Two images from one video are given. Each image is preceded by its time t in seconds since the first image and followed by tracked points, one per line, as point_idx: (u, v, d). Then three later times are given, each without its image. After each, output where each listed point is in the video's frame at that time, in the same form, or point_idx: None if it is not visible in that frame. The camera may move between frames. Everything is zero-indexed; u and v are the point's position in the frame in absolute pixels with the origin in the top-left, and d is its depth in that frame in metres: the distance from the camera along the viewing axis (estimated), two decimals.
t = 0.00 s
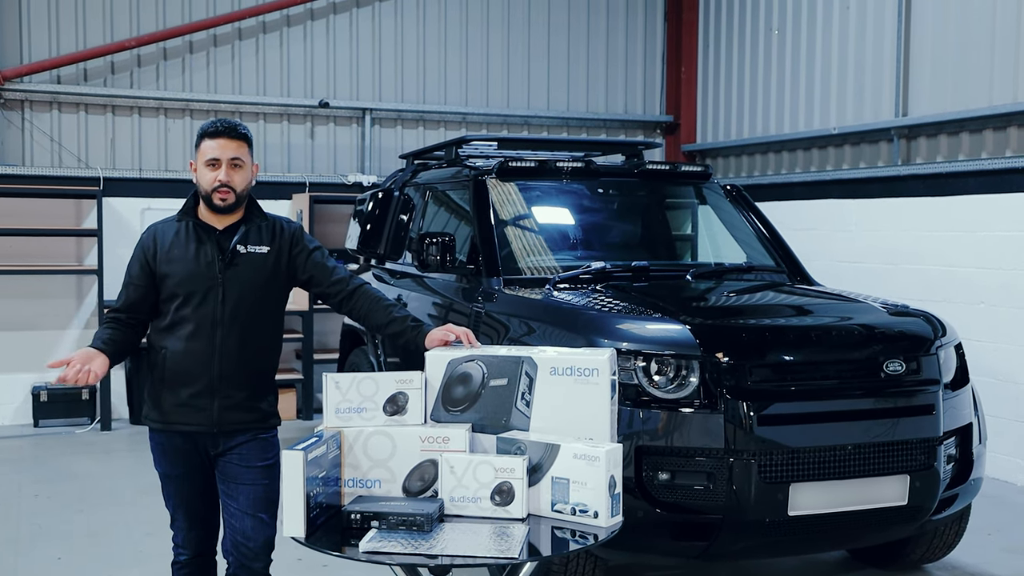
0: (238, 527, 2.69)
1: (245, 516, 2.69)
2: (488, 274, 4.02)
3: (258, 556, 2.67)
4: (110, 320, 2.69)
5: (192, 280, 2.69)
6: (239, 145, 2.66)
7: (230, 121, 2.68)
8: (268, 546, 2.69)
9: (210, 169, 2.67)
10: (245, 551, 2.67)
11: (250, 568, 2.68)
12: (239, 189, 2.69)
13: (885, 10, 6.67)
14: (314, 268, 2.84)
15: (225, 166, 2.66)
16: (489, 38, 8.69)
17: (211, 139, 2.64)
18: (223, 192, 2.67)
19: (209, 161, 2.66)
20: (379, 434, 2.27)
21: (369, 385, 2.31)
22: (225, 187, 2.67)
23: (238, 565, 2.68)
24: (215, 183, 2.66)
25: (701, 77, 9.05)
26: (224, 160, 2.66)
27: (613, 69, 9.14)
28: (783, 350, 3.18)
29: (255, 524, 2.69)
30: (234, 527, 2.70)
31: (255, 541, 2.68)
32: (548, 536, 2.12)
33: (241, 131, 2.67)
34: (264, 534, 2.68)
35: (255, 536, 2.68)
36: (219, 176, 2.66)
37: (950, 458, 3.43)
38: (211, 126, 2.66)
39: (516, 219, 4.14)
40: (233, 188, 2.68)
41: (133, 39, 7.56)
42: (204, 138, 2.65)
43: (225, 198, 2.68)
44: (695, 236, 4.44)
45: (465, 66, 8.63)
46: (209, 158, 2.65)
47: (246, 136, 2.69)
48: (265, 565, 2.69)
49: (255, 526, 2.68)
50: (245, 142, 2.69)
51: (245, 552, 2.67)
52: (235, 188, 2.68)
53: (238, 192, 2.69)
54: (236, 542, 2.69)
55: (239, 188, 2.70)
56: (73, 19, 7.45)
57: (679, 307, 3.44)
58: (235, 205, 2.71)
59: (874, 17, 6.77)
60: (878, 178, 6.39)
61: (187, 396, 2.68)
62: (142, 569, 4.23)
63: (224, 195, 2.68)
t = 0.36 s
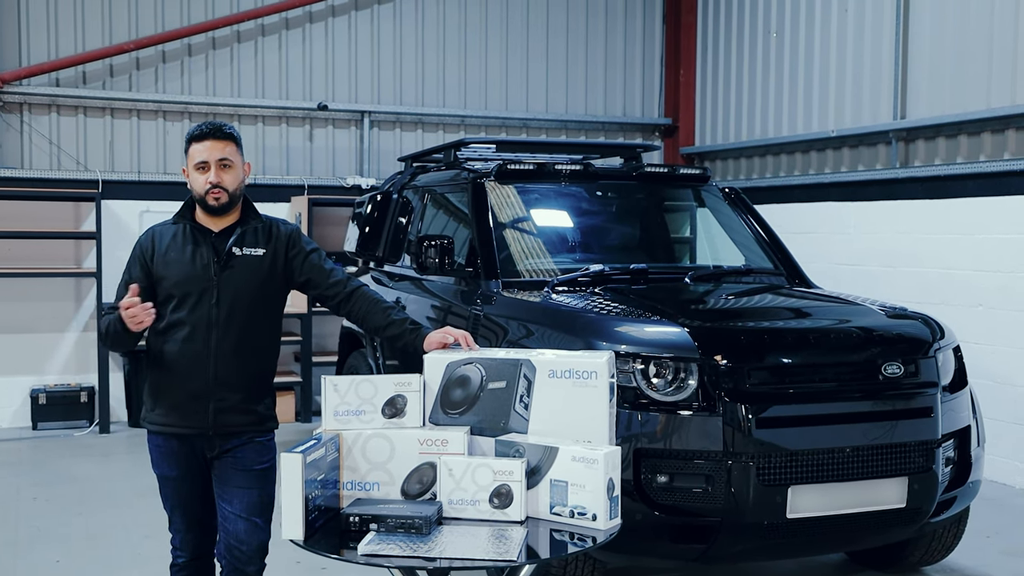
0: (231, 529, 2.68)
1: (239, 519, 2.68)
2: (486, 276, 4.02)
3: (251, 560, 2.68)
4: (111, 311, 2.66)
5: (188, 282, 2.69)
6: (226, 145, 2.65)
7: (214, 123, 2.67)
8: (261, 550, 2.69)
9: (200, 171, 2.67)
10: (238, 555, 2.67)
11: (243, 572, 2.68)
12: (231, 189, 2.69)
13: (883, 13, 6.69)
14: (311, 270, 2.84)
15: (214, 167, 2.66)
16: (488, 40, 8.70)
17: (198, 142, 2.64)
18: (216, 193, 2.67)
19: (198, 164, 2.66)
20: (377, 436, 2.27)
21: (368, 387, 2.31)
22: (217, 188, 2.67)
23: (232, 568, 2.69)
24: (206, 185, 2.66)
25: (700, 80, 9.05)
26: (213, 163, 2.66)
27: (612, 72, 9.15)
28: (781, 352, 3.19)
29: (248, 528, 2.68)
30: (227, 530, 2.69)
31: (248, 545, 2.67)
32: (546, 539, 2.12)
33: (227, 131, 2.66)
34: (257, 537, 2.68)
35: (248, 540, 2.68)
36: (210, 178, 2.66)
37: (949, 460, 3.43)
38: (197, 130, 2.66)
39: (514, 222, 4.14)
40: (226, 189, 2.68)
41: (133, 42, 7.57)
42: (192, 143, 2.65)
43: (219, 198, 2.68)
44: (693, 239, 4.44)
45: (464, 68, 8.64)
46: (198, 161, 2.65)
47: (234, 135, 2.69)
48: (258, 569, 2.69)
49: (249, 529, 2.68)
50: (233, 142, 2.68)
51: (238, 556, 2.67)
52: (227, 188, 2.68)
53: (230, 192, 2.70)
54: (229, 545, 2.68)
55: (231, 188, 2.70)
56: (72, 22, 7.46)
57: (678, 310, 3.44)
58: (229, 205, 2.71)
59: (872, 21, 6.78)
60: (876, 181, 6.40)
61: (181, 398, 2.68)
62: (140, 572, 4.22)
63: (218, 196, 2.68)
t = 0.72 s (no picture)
0: (210, 535, 2.69)
1: (217, 525, 2.69)
2: (485, 279, 4.02)
3: (227, 566, 2.67)
4: (118, 310, 2.64)
5: (186, 284, 2.70)
6: (229, 150, 2.65)
7: (216, 127, 2.67)
8: (238, 557, 2.68)
9: (203, 176, 2.66)
10: (214, 560, 2.67)
11: None
12: (233, 194, 2.70)
13: (882, 15, 6.69)
14: (309, 274, 2.84)
15: (217, 172, 2.66)
16: (487, 43, 8.71)
17: (202, 147, 2.64)
18: (219, 198, 2.67)
19: (201, 169, 2.66)
20: (376, 439, 2.28)
21: (366, 390, 2.31)
22: (220, 193, 2.67)
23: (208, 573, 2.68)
24: (209, 190, 2.67)
25: (699, 82, 9.06)
26: (216, 167, 2.65)
27: (611, 74, 9.16)
28: (779, 355, 3.19)
29: (226, 534, 2.67)
30: (206, 535, 2.70)
31: (224, 551, 2.67)
32: (544, 541, 2.12)
33: (230, 136, 2.66)
34: (234, 544, 2.67)
35: (224, 546, 2.67)
36: (213, 183, 2.66)
37: (947, 463, 3.43)
38: (200, 134, 2.66)
39: (513, 224, 4.15)
40: (229, 194, 2.69)
41: (132, 44, 7.57)
42: (195, 147, 2.65)
43: (222, 204, 2.68)
44: (691, 242, 4.44)
45: (463, 71, 8.65)
46: (201, 166, 2.65)
47: (236, 140, 2.69)
48: None
49: (227, 536, 2.67)
50: (235, 146, 2.68)
51: (214, 561, 2.67)
52: (230, 193, 2.69)
53: (233, 197, 2.70)
54: (206, 550, 2.68)
55: (233, 193, 2.70)
56: (71, 25, 7.46)
57: (676, 313, 3.44)
58: (231, 210, 2.71)
59: (871, 24, 6.79)
60: (874, 184, 6.41)
61: (176, 400, 2.68)
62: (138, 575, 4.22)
63: (221, 202, 2.68)
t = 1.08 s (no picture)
0: (217, 536, 2.69)
1: (224, 526, 2.69)
2: (485, 281, 4.02)
3: (234, 567, 2.67)
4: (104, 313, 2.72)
5: (183, 286, 2.70)
6: (245, 155, 2.70)
7: (236, 131, 2.71)
8: (246, 557, 2.69)
9: (213, 174, 2.69)
10: (222, 561, 2.68)
11: None
12: (239, 198, 2.72)
13: (881, 17, 6.70)
14: (309, 277, 2.84)
15: (228, 173, 2.69)
16: (487, 45, 8.71)
17: (217, 146, 2.67)
18: (224, 199, 2.70)
19: (213, 167, 2.69)
20: (376, 441, 2.28)
21: (367, 392, 2.31)
22: (225, 194, 2.70)
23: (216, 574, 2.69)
24: (217, 189, 2.69)
25: (699, 84, 9.06)
26: (228, 168, 2.68)
27: (611, 76, 9.16)
28: (780, 357, 3.19)
29: (234, 535, 2.68)
30: (213, 536, 2.70)
31: (233, 552, 2.68)
32: (544, 542, 2.12)
33: (247, 142, 2.71)
34: (241, 545, 2.68)
35: (233, 547, 2.68)
36: (222, 183, 2.69)
37: (947, 465, 3.43)
38: (217, 134, 2.69)
39: (513, 226, 4.15)
40: (234, 196, 2.71)
41: (132, 47, 7.58)
42: (210, 145, 2.68)
43: (225, 204, 2.70)
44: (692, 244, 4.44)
45: (463, 73, 8.65)
46: (213, 164, 2.68)
47: (251, 147, 2.73)
48: None
49: (234, 537, 2.68)
50: (250, 153, 2.73)
51: (222, 562, 2.68)
52: (235, 196, 2.71)
53: (238, 200, 2.72)
54: (214, 551, 2.69)
55: (239, 196, 2.73)
56: (72, 27, 7.47)
57: (676, 315, 3.44)
58: (234, 211, 2.73)
59: (871, 25, 6.80)
60: (874, 186, 6.41)
61: (173, 402, 2.69)
62: None
63: (224, 202, 2.70)
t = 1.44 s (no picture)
0: (215, 538, 2.69)
1: (223, 527, 2.69)
2: (488, 282, 4.02)
3: (231, 569, 2.67)
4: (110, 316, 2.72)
5: (184, 287, 2.71)
6: (250, 158, 2.71)
7: (242, 133, 2.72)
8: (243, 559, 2.68)
9: (217, 175, 2.70)
10: (220, 563, 2.67)
11: None
12: (241, 200, 2.73)
13: (883, 19, 6.70)
14: (310, 278, 2.85)
15: (232, 175, 2.69)
16: (489, 47, 8.72)
17: (223, 148, 2.68)
18: (225, 200, 2.70)
19: (216, 168, 2.69)
20: (378, 441, 2.28)
21: (369, 393, 2.30)
22: (228, 195, 2.70)
23: None
24: (219, 190, 2.70)
25: (701, 86, 9.06)
26: (232, 170, 2.69)
27: (612, 77, 9.16)
28: (782, 358, 3.18)
29: (232, 536, 2.68)
30: (212, 538, 2.70)
31: (230, 553, 2.67)
32: (547, 543, 2.12)
33: (252, 145, 2.72)
34: (240, 547, 2.68)
35: (230, 549, 2.68)
36: (225, 184, 2.69)
37: (949, 466, 3.43)
38: (224, 135, 2.70)
39: (516, 228, 4.14)
40: (236, 199, 2.71)
41: (134, 48, 7.59)
42: (216, 146, 2.69)
43: (227, 206, 2.70)
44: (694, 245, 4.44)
45: (465, 75, 8.66)
46: (216, 166, 2.69)
47: (256, 150, 2.74)
48: None
49: (232, 538, 2.68)
50: (254, 156, 2.73)
51: (220, 564, 2.68)
52: (237, 199, 2.72)
53: (240, 203, 2.72)
54: (213, 553, 2.69)
55: (241, 199, 2.73)
56: (74, 29, 7.48)
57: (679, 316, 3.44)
58: (236, 214, 2.73)
59: (873, 27, 6.80)
60: (877, 188, 6.41)
61: (174, 403, 2.69)
62: None
63: (226, 203, 2.70)
